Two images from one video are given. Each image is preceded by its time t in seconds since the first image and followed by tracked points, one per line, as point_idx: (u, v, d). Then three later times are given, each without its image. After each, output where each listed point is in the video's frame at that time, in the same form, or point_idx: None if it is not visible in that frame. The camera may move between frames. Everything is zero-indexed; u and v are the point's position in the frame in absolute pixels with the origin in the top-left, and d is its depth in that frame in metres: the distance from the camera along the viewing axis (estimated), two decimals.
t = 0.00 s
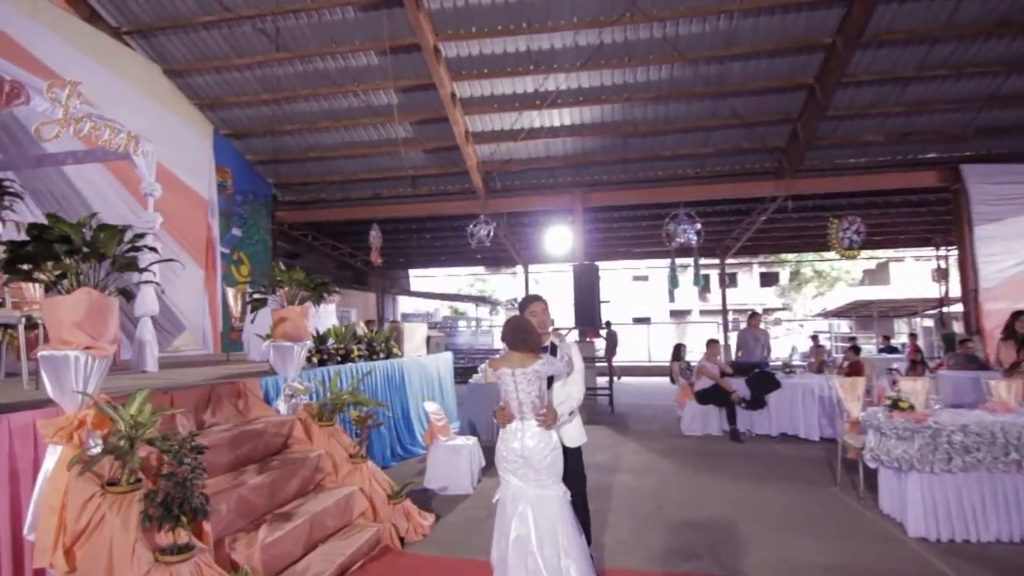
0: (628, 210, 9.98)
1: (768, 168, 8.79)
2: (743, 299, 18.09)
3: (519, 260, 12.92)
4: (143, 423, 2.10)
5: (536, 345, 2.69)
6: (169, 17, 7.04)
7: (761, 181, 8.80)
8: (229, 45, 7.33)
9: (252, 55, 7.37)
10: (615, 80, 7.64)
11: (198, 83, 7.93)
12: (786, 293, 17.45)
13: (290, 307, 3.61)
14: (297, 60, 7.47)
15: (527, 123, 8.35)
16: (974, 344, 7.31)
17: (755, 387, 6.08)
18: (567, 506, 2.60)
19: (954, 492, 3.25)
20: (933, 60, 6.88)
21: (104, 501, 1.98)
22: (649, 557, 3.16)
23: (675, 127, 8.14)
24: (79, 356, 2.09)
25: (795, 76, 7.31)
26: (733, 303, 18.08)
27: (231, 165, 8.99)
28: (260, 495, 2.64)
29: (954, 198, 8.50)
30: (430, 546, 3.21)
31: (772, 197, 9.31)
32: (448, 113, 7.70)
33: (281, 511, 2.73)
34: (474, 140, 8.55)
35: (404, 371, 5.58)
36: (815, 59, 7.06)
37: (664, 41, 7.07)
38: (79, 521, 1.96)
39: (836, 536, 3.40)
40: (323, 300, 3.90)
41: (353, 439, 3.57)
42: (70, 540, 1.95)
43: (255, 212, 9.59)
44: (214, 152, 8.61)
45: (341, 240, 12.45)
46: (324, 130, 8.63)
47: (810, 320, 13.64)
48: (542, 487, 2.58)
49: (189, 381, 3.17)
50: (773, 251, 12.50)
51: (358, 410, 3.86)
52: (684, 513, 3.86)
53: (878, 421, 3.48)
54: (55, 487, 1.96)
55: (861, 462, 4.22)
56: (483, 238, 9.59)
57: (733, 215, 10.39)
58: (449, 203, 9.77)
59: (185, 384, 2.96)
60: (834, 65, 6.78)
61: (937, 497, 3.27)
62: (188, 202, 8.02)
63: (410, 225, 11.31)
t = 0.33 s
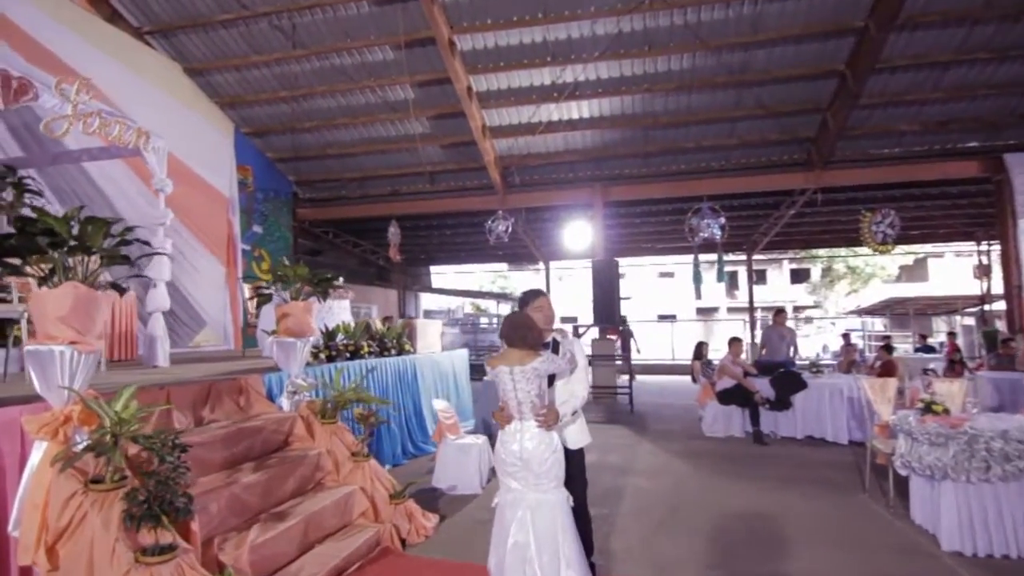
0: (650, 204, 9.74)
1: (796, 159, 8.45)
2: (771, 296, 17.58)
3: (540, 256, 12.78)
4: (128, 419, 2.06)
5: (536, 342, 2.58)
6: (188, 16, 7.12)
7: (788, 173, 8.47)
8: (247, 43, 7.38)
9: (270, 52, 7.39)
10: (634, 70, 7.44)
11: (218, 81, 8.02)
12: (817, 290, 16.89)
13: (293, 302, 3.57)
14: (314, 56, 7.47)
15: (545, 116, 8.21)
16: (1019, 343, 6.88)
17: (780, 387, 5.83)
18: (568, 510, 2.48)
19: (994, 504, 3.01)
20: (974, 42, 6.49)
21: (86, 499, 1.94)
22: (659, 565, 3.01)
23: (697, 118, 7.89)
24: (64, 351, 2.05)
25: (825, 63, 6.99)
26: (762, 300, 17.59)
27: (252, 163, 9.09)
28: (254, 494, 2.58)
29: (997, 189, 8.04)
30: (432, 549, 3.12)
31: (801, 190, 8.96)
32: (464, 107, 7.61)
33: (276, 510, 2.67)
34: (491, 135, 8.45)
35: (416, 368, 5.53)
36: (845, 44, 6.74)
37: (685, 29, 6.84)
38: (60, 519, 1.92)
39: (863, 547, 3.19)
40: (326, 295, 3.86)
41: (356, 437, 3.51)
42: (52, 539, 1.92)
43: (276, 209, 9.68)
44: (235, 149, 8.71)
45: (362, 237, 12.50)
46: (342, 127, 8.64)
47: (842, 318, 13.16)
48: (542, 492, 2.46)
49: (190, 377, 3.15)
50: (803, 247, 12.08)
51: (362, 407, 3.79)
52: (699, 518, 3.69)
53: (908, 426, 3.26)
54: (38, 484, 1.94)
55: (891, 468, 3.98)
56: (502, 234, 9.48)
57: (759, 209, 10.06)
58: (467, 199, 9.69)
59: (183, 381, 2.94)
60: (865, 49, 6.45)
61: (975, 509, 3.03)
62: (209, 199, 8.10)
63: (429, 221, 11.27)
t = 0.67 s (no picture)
0: (672, 200, 9.50)
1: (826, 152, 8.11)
2: (802, 295, 17.05)
3: (561, 255, 12.63)
4: (111, 419, 2.02)
5: (538, 344, 2.46)
6: (208, 18, 7.22)
7: (817, 166, 8.14)
8: (265, 44, 7.44)
9: (287, 52, 7.44)
10: (654, 62, 7.24)
11: (238, 83, 8.13)
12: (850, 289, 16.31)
13: (296, 300, 3.54)
14: (331, 56, 7.49)
15: (563, 111, 8.08)
16: None
17: (806, 389, 5.57)
18: (569, 518, 2.36)
19: None
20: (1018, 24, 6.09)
21: (68, 500, 1.90)
22: None
23: (719, 111, 7.64)
24: (50, 349, 2.03)
25: (855, 50, 6.67)
26: (792, 299, 17.07)
27: (273, 163, 9.19)
28: (248, 494, 2.53)
29: None
30: (433, 555, 3.04)
31: (831, 185, 8.61)
32: (480, 104, 7.53)
33: (271, 512, 2.62)
34: (508, 131, 8.35)
35: (429, 368, 5.48)
36: (876, 29, 6.42)
37: (705, 18, 6.63)
38: (43, 520, 1.90)
39: (890, 562, 2.98)
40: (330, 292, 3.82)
41: (359, 438, 3.45)
42: (35, 540, 1.89)
43: (297, 208, 9.78)
44: (256, 149, 8.83)
45: (383, 236, 12.55)
46: (360, 126, 8.65)
47: (876, 317, 12.64)
48: (542, 498, 2.36)
49: (192, 376, 3.15)
50: (834, 244, 11.64)
51: (366, 407, 3.73)
52: (714, 526, 3.52)
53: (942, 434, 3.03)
54: (22, 484, 1.92)
55: (923, 478, 3.74)
56: (520, 232, 9.37)
57: (787, 205, 9.71)
58: (486, 196, 9.61)
59: (183, 380, 2.93)
60: (898, 34, 6.13)
61: (1016, 526, 2.79)
62: (230, 199, 8.21)
63: (448, 220, 11.22)
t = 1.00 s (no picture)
0: (698, 196, 9.23)
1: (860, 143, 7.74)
2: (838, 294, 16.44)
3: (585, 253, 12.46)
4: (101, 417, 2.01)
5: (545, 346, 2.36)
6: (230, 21, 7.34)
7: (850, 158, 7.78)
8: (285, 45, 7.52)
9: (307, 53, 7.50)
10: (675, 54, 7.04)
11: (261, 84, 8.24)
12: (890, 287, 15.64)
13: (302, 299, 3.52)
14: (350, 55, 7.51)
15: (583, 106, 7.93)
16: None
17: (836, 391, 5.30)
18: (573, 526, 2.27)
19: None
20: None
21: (55, 498, 1.90)
22: None
23: (745, 102, 7.38)
24: (42, 346, 2.03)
25: (889, 35, 6.34)
26: (827, 297, 16.48)
27: (297, 164, 9.31)
28: (244, 494, 2.51)
29: None
30: (434, 559, 2.97)
31: (866, 178, 8.22)
32: (498, 101, 7.44)
33: (269, 512, 2.60)
34: (528, 128, 8.25)
35: (444, 368, 5.43)
36: (913, 12, 6.08)
37: (729, 6, 6.40)
38: (32, 517, 1.89)
39: None
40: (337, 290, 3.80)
41: (363, 437, 3.42)
42: (25, 537, 1.89)
43: (320, 208, 9.88)
44: (280, 150, 8.96)
45: (406, 235, 12.60)
46: (380, 125, 8.67)
47: (916, 316, 12.07)
48: (547, 506, 2.27)
49: (197, 374, 3.16)
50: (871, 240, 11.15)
51: (372, 406, 3.69)
52: (731, 535, 3.34)
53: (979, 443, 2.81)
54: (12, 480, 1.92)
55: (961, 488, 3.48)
56: (540, 229, 9.26)
57: (819, 199, 9.34)
58: (506, 194, 9.52)
59: (185, 378, 2.93)
60: (936, 16, 5.79)
61: None
62: (253, 199, 8.35)
63: (470, 218, 11.17)
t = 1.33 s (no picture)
0: (727, 190, 8.94)
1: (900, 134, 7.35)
2: (880, 292, 15.74)
3: (612, 250, 12.25)
4: (94, 413, 2.01)
5: (560, 347, 2.28)
6: (255, 24, 7.46)
7: (889, 149, 7.40)
8: (308, 45, 7.61)
9: (330, 53, 7.57)
10: (702, 44, 6.81)
11: (286, 86, 8.37)
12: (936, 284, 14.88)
13: (310, 296, 3.51)
14: (372, 54, 7.54)
15: (606, 100, 7.77)
16: None
17: (869, 395, 5.01)
18: (583, 537, 2.18)
19: None
20: None
21: (48, 493, 1.91)
22: None
23: (775, 93, 7.09)
24: (40, 342, 2.05)
25: (932, 18, 5.98)
26: (868, 296, 15.81)
27: (322, 163, 9.43)
28: (243, 492, 2.50)
29: None
30: (435, 562, 2.90)
31: (907, 170, 7.80)
32: (520, 97, 7.35)
33: (268, 510, 2.59)
34: (551, 124, 8.13)
35: (459, 366, 5.37)
36: None
37: None
38: (25, 512, 1.90)
39: None
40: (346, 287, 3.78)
41: (370, 436, 3.39)
42: (19, 532, 1.90)
43: (346, 207, 9.99)
44: (306, 150, 9.09)
45: (432, 233, 12.64)
46: (403, 124, 8.69)
47: (964, 316, 11.44)
48: (558, 516, 2.19)
49: (205, 371, 3.19)
50: (914, 236, 10.61)
51: (380, 404, 3.66)
52: (748, 545, 3.18)
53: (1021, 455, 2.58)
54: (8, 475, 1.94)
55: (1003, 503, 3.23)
56: (564, 226, 9.14)
57: (857, 194, 8.92)
58: (529, 191, 9.42)
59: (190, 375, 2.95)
60: None
61: None
62: (280, 199, 8.50)
63: (494, 216, 11.11)
